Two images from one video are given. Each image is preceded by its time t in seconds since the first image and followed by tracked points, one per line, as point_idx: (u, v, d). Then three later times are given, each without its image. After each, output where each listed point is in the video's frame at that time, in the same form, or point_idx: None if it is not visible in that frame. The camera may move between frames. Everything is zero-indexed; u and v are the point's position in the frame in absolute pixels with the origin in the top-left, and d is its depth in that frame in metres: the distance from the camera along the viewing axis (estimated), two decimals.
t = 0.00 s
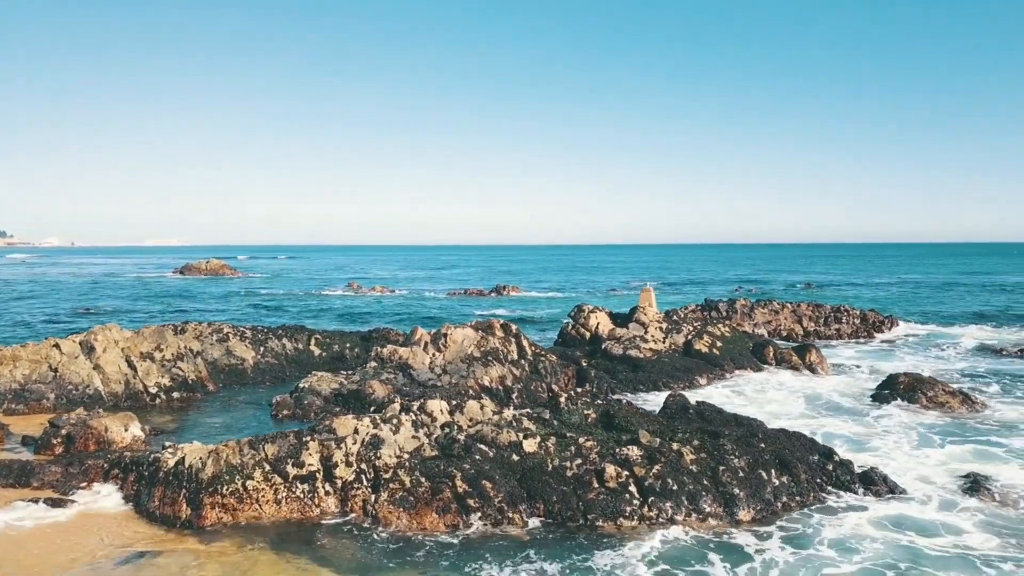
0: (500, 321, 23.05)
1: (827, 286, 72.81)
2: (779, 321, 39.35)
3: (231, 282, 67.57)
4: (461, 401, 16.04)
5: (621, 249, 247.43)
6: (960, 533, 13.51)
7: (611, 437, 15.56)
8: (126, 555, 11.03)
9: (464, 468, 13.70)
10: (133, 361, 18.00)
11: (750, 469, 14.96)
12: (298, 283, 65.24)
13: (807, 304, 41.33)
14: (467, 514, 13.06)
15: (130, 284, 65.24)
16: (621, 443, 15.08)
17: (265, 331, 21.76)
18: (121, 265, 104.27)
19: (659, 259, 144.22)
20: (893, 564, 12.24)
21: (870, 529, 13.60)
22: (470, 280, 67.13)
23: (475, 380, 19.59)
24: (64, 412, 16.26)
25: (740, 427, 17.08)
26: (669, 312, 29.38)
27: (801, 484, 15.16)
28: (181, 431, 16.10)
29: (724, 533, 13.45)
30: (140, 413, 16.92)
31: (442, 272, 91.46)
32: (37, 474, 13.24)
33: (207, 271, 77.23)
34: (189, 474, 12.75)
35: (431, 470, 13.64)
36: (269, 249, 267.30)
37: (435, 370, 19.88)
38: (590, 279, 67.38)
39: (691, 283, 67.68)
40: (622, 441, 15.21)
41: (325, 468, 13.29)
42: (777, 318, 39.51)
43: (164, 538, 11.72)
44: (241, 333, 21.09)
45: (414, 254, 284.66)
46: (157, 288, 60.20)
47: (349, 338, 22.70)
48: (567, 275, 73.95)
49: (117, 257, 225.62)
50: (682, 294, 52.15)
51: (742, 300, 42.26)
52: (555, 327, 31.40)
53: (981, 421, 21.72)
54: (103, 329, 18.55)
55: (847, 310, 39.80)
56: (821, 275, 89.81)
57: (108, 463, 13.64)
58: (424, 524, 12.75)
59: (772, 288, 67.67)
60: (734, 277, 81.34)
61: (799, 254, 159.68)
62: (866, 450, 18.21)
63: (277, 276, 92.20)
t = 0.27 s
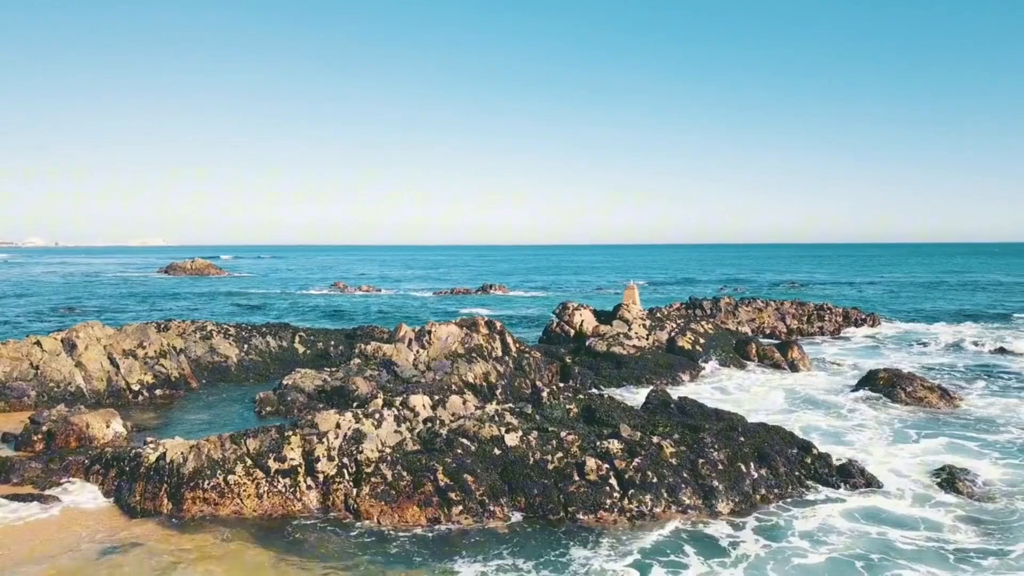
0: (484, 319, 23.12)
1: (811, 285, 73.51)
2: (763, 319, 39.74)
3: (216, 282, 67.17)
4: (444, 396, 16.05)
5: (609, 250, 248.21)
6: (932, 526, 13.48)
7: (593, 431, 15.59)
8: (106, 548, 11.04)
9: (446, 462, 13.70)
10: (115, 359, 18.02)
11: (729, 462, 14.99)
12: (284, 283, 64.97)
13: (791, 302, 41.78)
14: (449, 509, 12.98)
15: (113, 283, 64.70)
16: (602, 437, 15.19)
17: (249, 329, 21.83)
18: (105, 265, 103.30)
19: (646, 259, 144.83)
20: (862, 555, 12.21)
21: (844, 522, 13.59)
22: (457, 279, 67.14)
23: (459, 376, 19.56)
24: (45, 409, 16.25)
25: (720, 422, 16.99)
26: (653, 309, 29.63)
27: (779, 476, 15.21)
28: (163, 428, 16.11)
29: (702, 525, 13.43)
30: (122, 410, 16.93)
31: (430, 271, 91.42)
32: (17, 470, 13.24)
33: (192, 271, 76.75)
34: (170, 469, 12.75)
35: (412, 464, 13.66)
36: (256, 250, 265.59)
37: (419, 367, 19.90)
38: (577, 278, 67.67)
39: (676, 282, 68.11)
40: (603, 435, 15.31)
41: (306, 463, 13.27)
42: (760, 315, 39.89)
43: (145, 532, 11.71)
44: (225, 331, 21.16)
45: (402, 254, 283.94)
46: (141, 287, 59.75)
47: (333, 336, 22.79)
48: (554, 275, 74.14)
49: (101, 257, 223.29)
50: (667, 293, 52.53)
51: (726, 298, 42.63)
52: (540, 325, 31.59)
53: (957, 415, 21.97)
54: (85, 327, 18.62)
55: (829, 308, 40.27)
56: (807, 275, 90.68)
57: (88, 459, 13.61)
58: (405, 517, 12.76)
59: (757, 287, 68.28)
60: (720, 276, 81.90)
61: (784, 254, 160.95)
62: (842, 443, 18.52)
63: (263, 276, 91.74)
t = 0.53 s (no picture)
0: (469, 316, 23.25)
1: (796, 285, 74.18)
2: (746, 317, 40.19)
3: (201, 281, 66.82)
4: (426, 391, 16.14)
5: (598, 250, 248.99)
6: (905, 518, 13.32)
7: (574, 425, 15.61)
8: (88, 540, 11.06)
9: (427, 455, 13.74)
10: (99, 355, 18.13)
11: (708, 455, 14.98)
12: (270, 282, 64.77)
13: (775, 301, 42.28)
14: (430, 501, 13.00)
15: (96, 283, 64.14)
16: (582, 430, 15.21)
17: (234, 326, 21.97)
18: (89, 266, 102.41)
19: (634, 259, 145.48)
20: (830, 547, 12.00)
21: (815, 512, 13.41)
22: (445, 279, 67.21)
23: (442, 372, 19.77)
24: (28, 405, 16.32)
25: (700, 415, 17.00)
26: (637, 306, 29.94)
27: (758, 468, 15.17)
28: (147, 423, 16.18)
29: (680, 517, 13.48)
30: (106, 406, 17.11)
31: (418, 271, 91.38)
32: None
33: (178, 271, 76.31)
34: (152, 463, 12.79)
35: (394, 457, 13.70)
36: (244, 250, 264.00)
37: (403, 364, 20.06)
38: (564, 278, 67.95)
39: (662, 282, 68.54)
40: (584, 428, 15.34)
41: (288, 457, 13.27)
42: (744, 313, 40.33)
43: (127, 524, 11.74)
44: (210, 328, 21.32)
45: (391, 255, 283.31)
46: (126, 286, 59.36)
47: (318, 334, 22.98)
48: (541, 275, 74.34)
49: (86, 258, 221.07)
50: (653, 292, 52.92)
51: (711, 297, 43.03)
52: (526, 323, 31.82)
53: (935, 410, 22.28)
54: (68, 323, 18.70)
55: (812, 306, 40.79)
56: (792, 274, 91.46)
57: (70, 454, 13.65)
58: (387, 509, 12.79)
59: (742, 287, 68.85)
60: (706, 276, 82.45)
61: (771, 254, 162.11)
62: (820, 436, 18.86)
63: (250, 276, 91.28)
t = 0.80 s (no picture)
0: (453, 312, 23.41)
1: (781, 284, 74.88)
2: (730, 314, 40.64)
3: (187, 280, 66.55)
4: (408, 384, 16.15)
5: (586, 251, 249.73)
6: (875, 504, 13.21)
7: (555, 417, 15.55)
8: (69, 530, 11.08)
9: (408, 447, 13.70)
10: (81, 352, 18.41)
11: (685, 446, 14.79)
12: (256, 281, 64.68)
13: (758, 299, 42.80)
14: (410, 493, 13.00)
15: (80, 283, 63.78)
16: (562, 422, 15.08)
17: (218, 323, 22.23)
18: (74, 266, 101.66)
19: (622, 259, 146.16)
20: (799, 533, 11.81)
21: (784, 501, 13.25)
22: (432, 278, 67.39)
23: (426, 368, 19.90)
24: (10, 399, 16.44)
25: (678, 407, 16.97)
26: (621, 303, 30.25)
27: (734, 459, 15.12)
28: (129, 419, 16.25)
29: (658, 510, 13.20)
30: (89, 401, 17.42)
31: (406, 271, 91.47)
32: None
33: (163, 270, 75.96)
34: (134, 455, 12.77)
35: (376, 449, 13.68)
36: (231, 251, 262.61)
37: (387, 360, 20.18)
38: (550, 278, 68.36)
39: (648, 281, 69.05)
40: (564, 421, 15.22)
41: (269, 449, 13.22)
42: (728, 311, 40.78)
43: (108, 516, 11.73)
44: (193, 325, 21.57)
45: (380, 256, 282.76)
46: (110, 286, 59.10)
47: (302, 331, 23.18)
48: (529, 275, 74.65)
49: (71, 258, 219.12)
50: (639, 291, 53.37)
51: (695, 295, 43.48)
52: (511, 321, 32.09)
53: (911, 404, 22.61)
54: (50, 319, 18.84)
55: (795, 304, 41.31)
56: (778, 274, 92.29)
57: (52, 448, 13.67)
58: (368, 500, 12.79)
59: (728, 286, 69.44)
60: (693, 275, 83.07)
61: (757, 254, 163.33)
62: (797, 429, 19.22)
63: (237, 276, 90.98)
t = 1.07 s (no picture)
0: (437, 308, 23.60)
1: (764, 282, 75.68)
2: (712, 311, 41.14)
3: (170, 279, 66.21)
4: (389, 377, 16.13)
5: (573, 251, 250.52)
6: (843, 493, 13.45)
7: (534, 409, 15.54)
8: (50, 521, 11.13)
9: (389, 439, 13.67)
10: (63, 347, 18.64)
11: (661, 437, 14.79)
12: (241, 280, 64.51)
13: (739, 297, 43.33)
14: (390, 484, 12.98)
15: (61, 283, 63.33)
16: (541, 414, 14.99)
17: (201, 319, 22.44)
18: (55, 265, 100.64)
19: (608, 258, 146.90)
20: (767, 519, 12.01)
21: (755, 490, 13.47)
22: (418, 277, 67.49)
23: (408, 363, 20.08)
24: None
25: (655, 399, 17.01)
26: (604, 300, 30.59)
27: (710, 450, 15.18)
28: (111, 413, 16.33)
29: (633, 500, 13.14)
30: (71, 396, 17.65)
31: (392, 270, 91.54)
32: None
33: (147, 270, 75.58)
34: (115, 447, 12.77)
35: (356, 440, 13.61)
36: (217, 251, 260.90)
37: (370, 355, 20.36)
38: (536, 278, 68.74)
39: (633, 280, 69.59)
40: (543, 413, 15.15)
41: (251, 441, 13.18)
42: (710, 309, 41.27)
43: (88, 507, 11.75)
44: (176, 322, 21.79)
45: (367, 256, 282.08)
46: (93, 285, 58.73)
47: (286, 327, 23.35)
48: (515, 274, 74.98)
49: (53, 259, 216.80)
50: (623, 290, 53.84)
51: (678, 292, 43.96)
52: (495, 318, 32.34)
53: (887, 396, 22.94)
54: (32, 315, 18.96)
55: (776, 302, 41.89)
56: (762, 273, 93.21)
57: (33, 442, 13.68)
58: (348, 491, 12.75)
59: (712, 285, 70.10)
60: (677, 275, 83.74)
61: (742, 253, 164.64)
62: (772, 421, 19.61)
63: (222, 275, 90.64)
